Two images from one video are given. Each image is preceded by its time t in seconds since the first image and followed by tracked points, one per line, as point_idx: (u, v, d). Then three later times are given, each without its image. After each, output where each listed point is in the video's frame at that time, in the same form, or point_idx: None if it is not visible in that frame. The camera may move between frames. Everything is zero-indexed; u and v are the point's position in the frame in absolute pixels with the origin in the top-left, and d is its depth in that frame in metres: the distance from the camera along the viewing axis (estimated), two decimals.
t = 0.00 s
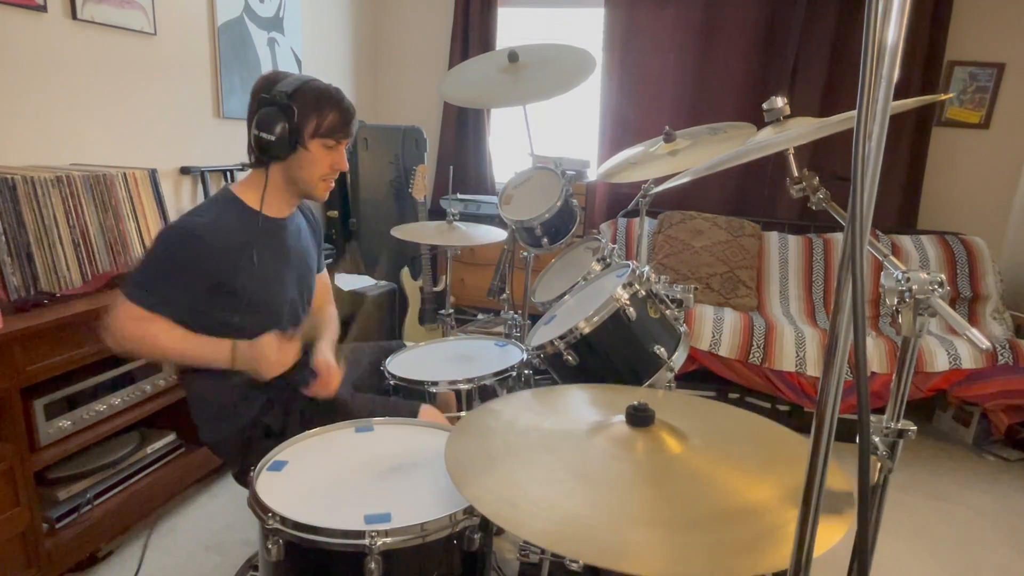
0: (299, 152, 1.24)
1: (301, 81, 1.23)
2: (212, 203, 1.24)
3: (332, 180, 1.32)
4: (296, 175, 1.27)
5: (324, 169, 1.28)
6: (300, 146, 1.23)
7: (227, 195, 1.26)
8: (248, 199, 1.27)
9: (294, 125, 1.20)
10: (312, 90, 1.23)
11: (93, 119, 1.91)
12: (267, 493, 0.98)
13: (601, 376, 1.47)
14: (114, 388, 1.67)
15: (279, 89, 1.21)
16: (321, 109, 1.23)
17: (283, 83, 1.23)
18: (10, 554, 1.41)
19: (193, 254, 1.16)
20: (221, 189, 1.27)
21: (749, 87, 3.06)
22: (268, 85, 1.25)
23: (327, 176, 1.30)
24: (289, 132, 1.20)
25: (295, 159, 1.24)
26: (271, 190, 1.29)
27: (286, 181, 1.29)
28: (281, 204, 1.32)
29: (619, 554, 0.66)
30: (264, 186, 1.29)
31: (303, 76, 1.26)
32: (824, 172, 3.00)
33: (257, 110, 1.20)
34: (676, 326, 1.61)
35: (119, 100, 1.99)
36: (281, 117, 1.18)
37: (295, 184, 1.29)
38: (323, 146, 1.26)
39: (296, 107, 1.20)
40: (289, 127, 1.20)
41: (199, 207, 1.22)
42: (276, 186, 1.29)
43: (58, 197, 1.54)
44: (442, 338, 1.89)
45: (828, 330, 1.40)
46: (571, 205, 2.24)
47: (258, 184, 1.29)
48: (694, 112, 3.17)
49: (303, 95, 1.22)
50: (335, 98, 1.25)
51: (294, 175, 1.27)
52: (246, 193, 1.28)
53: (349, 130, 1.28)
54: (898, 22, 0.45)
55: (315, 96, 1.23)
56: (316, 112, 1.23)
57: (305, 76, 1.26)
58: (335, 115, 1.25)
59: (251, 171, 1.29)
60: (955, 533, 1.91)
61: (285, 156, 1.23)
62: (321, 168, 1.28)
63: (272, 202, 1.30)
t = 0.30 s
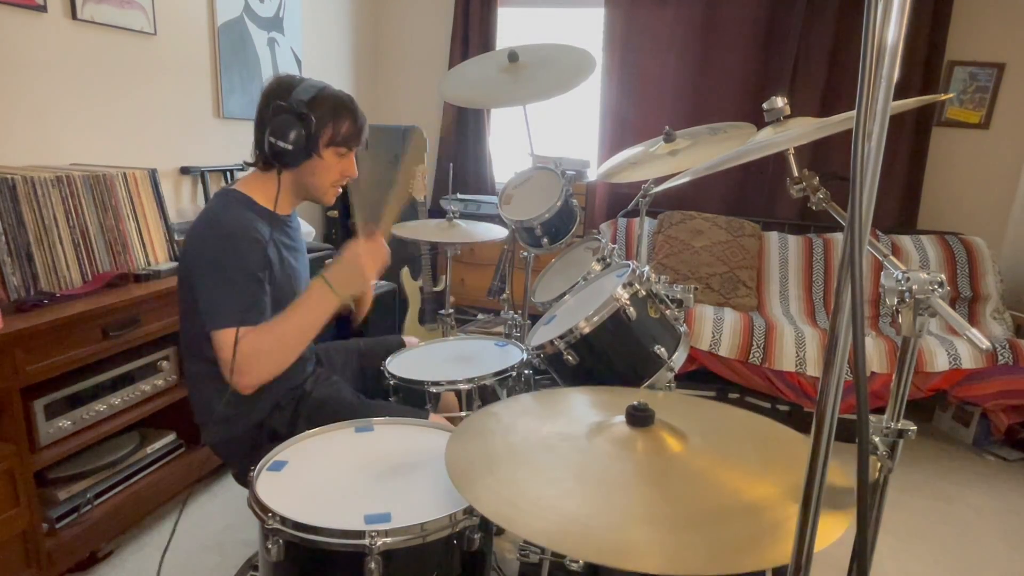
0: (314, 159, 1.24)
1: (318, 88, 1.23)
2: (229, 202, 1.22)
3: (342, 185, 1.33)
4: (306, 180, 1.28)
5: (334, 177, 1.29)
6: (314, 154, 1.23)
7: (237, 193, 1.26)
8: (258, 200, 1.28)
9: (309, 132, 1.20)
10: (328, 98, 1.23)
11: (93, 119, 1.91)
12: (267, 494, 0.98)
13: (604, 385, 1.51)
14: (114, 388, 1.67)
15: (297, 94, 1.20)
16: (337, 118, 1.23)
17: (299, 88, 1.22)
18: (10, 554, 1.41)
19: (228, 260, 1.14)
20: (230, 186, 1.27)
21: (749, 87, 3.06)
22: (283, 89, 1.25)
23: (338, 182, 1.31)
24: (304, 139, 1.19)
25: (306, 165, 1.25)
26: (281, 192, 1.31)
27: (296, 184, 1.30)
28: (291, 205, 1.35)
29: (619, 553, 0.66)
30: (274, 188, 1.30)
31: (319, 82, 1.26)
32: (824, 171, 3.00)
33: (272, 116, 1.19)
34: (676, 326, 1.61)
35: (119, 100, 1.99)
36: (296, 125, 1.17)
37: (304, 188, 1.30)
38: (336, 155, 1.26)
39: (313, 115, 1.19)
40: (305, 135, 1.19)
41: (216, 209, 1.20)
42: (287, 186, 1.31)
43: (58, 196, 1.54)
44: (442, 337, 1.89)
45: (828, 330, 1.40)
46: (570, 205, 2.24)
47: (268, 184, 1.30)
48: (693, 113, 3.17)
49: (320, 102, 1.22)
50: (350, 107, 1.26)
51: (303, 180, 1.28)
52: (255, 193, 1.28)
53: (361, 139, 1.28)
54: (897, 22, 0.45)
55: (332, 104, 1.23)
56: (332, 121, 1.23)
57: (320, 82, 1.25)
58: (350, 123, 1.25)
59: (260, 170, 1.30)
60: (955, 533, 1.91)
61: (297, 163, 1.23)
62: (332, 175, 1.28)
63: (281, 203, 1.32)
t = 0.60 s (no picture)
0: (297, 158, 1.24)
1: (307, 87, 1.23)
2: (223, 199, 1.23)
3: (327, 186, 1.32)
4: (290, 179, 1.27)
5: (319, 176, 1.28)
6: (298, 151, 1.23)
7: (227, 189, 1.26)
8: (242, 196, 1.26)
9: (294, 129, 1.20)
10: (317, 97, 1.23)
11: (93, 120, 1.91)
12: (267, 494, 0.98)
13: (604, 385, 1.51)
14: (114, 388, 1.67)
15: (285, 92, 1.21)
16: (323, 117, 1.23)
17: (288, 86, 1.23)
18: (10, 554, 1.41)
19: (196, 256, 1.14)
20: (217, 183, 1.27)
21: (749, 87, 3.06)
22: (274, 87, 1.26)
23: (323, 183, 1.31)
24: (288, 134, 1.20)
25: (290, 163, 1.25)
26: (266, 189, 1.29)
27: (281, 183, 1.29)
28: (277, 203, 1.32)
29: (620, 553, 0.66)
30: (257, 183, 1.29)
31: (309, 82, 1.26)
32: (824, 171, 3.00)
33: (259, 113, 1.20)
34: (676, 326, 1.61)
35: (119, 100, 1.99)
36: (281, 120, 1.18)
37: (290, 187, 1.29)
38: (321, 154, 1.26)
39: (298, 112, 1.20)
40: (289, 131, 1.20)
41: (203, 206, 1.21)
42: (271, 184, 1.29)
43: (58, 196, 1.54)
44: (442, 337, 1.89)
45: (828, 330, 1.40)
46: (570, 205, 2.24)
47: (253, 181, 1.28)
48: (693, 113, 3.17)
49: (308, 101, 1.22)
50: (339, 107, 1.25)
51: (288, 179, 1.27)
52: (240, 189, 1.28)
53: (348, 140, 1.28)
54: (897, 22, 0.45)
55: (319, 103, 1.23)
56: (318, 120, 1.23)
57: (311, 81, 1.25)
58: (338, 123, 1.25)
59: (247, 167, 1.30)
60: (955, 533, 1.91)
61: (281, 159, 1.23)
62: (316, 174, 1.28)
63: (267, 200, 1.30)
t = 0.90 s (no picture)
0: (308, 158, 1.24)
1: (319, 87, 1.23)
2: (222, 202, 1.23)
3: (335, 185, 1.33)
4: (300, 179, 1.27)
5: (328, 176, 1.28)
6: (310, 151, 1.23)
7: (228, 194, 1.26)
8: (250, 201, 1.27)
9: (307, 129, 1.20)
10: (329, 98, 1.23)
11: (93, 120, 1.91)
12: (267, 494, 0.98)
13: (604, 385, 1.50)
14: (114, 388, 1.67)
15: (298, 92, 1.20)
16: (335, 118, 1.23)
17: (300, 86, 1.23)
18: (10, 554, 1.41)
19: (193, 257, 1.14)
20: (221, 186, 1.27)
21: (749, 87, 3.06)
22: (284, 87, 1.25)
23: (331, 182, 1.31)
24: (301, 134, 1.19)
25: (301, 163, 1.24)
26: (274, 191, 1.30)
27: (289, 183, 1.29)
28: (283, 204, 1.33)
29: (620, 554, 0.66)
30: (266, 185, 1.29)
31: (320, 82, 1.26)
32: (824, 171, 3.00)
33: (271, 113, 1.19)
34: (676, 326, 1.61)
35: (119, 100, 1.99)
36: (295, 120, 1.17)
37: (298, 187, 1.29)
38: (331, 154, 1.26)
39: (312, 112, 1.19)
40: (303, 131, 1.19)
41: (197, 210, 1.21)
42: (281, 186, 1.30)
43: (58, 196, 1.54)
44: (442, 337, 1.89)
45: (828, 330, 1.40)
46: (570, 205, 2.24)
47: (261, 182, 1.29)
48: (693, 112, 3.17)
49: (320, 101, 1.22)
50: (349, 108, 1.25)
51: (298, 178, 1.27)
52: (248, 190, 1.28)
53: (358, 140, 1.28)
54: (898, 21, 0.45)
55: (332, 103, 1.23)
56: (331, 120, 1.23)
57: (324, 81, 1.26)
58: (349, 124, 1.25)
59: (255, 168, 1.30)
60: (955, 533, 1.91)
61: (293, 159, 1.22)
62: (325, 174, 1.28)
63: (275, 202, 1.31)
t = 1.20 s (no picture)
0: (320, 168, 1.24)
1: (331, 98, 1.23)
2: (235, 204, 1.23)
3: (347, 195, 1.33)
4: (310, 187, 1.27)
5: (337, 185, 1.28)
6: (320, 162, 1.23)
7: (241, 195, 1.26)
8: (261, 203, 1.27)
9: (318, 140, 1.20)
10: (341, 109, 1.24)
11: (93, 120, 1.91)
12: (267, 494, 0.98)
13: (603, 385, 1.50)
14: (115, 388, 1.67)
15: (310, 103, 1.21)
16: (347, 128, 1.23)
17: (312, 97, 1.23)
18: (10, 554, 1.41)
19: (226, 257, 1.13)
20: (232, 189, 1.27)
21: (749, 87, 3.06)
22: (295, 97, 1.25)
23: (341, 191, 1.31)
24: (311, 146, 1.19)
25: (311, 172, 1.24)
26: (284, 197, 1.30)
27: (298, 190, 1.29)
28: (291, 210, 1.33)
29: (620, 553, 0.66)
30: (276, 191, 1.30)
31: (331, 92, 1.26)
32: (824, 171, 3.00)
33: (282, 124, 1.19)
34: (676, 326, 1.61)
35: (118, 100, 1.99)
36: (305, 131, 1.18)
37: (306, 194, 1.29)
38: (343, 164, 1.26)
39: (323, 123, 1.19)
40: (313, 142, 1.19)
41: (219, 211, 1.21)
42: (291, 193, 1.31)
43: (58, 196, 1.54)
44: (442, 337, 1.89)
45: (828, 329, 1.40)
46: (570, 205, 2.24)
47: (271, 188, 1.29)
48: (693, 112, 3.17)
49: (332, 112, 1.23)
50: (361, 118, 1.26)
51: (307, 186, 1.27)
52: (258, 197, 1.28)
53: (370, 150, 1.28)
54: (897, 21, 0.45)
55: (343, 113, 1.23)
56: (342, 131, 1.23)
57: (334, 91, 1.26)
58: (360, 134, 1.26)
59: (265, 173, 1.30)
60: (956, 533, 1.91)
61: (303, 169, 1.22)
62: (335, 183, 1.28)
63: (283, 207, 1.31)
